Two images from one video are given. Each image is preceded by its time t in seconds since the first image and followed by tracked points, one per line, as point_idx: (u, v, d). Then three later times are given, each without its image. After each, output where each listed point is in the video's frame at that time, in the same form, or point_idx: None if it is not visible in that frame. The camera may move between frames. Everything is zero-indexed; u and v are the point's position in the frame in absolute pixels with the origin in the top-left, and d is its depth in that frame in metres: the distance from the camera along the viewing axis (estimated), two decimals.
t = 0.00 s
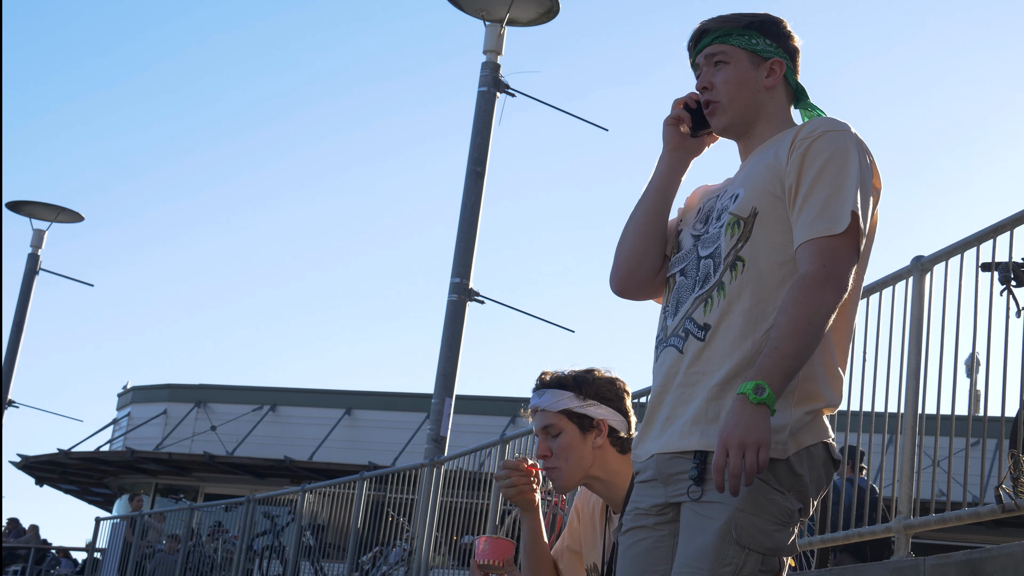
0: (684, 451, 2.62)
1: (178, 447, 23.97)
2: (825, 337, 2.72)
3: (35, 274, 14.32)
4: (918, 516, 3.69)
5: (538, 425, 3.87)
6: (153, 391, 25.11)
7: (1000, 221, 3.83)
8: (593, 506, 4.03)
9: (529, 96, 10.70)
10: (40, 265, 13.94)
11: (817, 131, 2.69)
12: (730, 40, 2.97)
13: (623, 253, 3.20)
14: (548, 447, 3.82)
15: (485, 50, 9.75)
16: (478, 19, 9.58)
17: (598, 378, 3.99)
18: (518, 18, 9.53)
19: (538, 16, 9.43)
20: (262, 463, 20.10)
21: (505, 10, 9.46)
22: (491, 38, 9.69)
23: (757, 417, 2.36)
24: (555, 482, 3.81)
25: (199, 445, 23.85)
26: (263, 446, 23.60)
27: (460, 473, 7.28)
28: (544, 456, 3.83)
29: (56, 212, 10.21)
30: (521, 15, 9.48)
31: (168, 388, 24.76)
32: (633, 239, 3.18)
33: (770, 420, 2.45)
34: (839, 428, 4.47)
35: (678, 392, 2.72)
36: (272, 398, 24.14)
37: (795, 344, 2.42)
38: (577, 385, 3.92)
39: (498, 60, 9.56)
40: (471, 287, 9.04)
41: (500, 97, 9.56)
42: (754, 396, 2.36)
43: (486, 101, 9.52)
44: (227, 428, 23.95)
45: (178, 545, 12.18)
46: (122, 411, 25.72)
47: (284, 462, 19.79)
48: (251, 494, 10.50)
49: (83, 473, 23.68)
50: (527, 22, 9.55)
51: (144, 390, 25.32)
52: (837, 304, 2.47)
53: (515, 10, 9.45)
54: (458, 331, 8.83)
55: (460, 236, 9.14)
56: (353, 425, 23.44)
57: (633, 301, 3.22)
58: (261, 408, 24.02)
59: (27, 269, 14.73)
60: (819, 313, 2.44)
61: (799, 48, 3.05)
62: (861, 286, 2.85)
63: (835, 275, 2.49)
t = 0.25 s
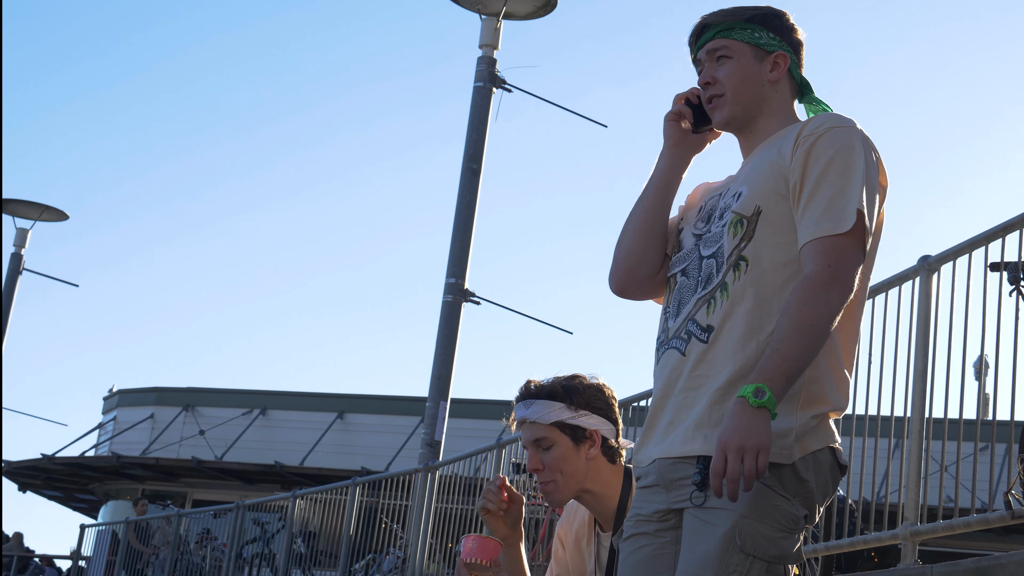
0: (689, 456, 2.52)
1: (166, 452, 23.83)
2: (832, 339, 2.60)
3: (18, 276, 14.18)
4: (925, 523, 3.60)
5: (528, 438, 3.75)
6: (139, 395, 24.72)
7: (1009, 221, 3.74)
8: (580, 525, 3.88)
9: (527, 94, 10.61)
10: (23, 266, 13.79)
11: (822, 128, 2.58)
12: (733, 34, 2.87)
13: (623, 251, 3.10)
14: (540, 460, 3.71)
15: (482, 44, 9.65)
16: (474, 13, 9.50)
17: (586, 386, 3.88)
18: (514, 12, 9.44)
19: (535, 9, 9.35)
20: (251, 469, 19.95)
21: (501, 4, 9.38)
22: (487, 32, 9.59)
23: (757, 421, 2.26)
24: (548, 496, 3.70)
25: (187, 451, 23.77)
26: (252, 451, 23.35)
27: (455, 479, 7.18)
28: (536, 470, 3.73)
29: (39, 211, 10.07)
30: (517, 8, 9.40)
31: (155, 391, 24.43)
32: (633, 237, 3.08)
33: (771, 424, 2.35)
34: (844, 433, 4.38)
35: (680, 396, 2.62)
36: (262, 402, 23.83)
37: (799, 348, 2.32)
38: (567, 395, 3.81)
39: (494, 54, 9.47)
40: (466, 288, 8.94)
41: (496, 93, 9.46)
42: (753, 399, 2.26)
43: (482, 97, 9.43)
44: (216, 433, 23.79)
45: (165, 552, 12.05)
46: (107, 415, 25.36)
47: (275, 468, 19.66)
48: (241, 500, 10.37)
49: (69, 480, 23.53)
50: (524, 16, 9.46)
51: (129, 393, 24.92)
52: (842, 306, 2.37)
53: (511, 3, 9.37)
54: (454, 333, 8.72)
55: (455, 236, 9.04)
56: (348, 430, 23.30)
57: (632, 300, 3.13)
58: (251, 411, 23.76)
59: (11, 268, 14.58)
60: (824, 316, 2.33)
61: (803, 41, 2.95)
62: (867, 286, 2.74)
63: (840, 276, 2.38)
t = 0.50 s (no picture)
0: (690, 461, 2.46)
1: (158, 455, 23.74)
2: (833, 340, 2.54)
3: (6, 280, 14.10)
4: (928, 529, 3.54)
5: (520, 451, 3.71)
6: (128, 399, 23.83)
7: (1011, 222, 3.69)
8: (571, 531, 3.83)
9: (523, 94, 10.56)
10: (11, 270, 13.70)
11: (821, 126, 2.52)
12: (729, 34, 2.81)
13: (622, 254, 3.05)
14: (533, 473, 3.67)
15: (477, 43, 9.59)
16: (469, 11, 9.45)
17: (573, 393, 3.82)
18: (510, 10, 9.38)
19: (531, 7, 9.30)
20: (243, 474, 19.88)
21: (496, 2, 9.33)
22: (482, 31, 9.53)
23: (755, 425, 2.20)
24: (544, 509, 3.66)
25: (178, 456, 22.71)
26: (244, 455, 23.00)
27: (450, 484, 7.12)
28: (530, 484, 3.68)
29: (27, 213, 9.98)
30: (513, 7, 9.35)
31: (146, 394, 23.64)
32: (632, 240, 3.02)
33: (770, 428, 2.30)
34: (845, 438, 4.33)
35: (681, 402, 2.56)
36: (253, 406, 22.98)
37: (800, 350, 2.26)
38: (556, 404, 3.75)
39: (489, 53, 9.41)
40: (461, 290, 8.89)
41: (491, 92, 9.41)
42: (751, 403, 2.21)
43: (477, 96, 9.37)
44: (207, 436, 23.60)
45: (155, 559, 11.99)
46: (95, 422, 24.69)
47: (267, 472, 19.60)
48: (232, 506, 10.29)
49: (60, 485, 23.43)
50: (520, 15, 9.41)
51: (118, 398, 24.08)
52: (844, 308, 2.31)
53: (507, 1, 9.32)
54: (449, 335, 8.67)
55: (450, 238, 8.98)
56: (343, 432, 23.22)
57: (633, 304, 3.07)
58: (243, 416, 22.83)
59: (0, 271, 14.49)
60: (825, 318, 2.28)
61: (801, 38, 2.89)
62: (870, 287, 2.68)
63: (840, 277, 2.32)
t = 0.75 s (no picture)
0: (688, 463, 2.44)
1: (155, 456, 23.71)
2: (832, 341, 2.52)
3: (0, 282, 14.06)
4: (926, 530, 3.52)
5: (514, 460, 3.67)
6: (122, 399, 23.93)
7: (1011, 223, 3.67)
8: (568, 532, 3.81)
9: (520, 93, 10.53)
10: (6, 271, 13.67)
11: (818, 126, 2.50)
12: (726, 33, 2.79)
13: (620, 256, 3.03)
14: (529, 481, 3.63)
15: (473, 43, 9.57)
16: (466, 11, 9.42)
17: (565, 399, 3.80)
18: (507, 9, 9.36)
19: (527, 7, 9.27)
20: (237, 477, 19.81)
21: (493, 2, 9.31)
22: (478, 30, 9.50)
23: (759, 428, 2.18)
24: (541, 517, 3.62)
25: (173, 457, 22.72)
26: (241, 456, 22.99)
27: (446, 486, 7.10)
28: (525, 493, 3.64)
29: (22, 213, 9.96)
30: (510, 6, 9.33)
31: (140, 396, 23.66)
32: (630, 242, 3.01)
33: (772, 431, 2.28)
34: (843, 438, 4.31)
35: (679, 405, 2.54)
36: (250, 408, 22.99)
37: (797, 351, 2.24)
38: (549, 411, 3.71)
39: (486, 53, 9.39)
40: (458, 291, 8.87)
41: (487, 91, 9.38)
42: (753, 407, 2.19)
43: (474, 96, 9.35)
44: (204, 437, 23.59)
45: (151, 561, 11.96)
46: (91, 422, 24.72)
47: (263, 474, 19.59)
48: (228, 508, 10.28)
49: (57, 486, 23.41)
50: (516, 14, 9.38)
51: (114, 398, 24.12)
52: (842, 308, 2.30)
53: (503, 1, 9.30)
54: (445, 335, 8.65)
55: (447, 238, 8.96)
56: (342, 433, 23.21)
57: (631, 306, 3.05)
58: (237, 418, 22.86)
59: None
60: (823, 318, 2.26)
61: (797, 37, 2.87)
62: (868, 287, 2.66)
63: (837, 278, 2.30)
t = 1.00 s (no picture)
0: (684, 464, 2.44)
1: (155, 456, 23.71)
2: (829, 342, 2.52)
3: None
4: (925, 531, 3.51)
5: (506, 466, 3.68)
6: (121, 399, 23.94)
7: (1010, 223, 3.67)
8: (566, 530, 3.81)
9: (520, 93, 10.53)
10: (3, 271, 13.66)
11: (814, 126, 2.50)
12: (724, 33, 2.79)
13: (618, 256, 3.02)
14: (522, 486, 3.64)
15: (472, 42, 9.56)
16: (464, 10, 9.42)
17: (555, 403, 3.80)
18: (505, 9, 9.36)
19: (526, 6, 9.26)
20: (235, 476, 19.80)
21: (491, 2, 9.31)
22: (477, 30, 9.50)
23: (751, 426, 2.18)
24: (536, 522, 3.63)
25: (172, 457, 22.73)
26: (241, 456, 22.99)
27: (445, 486, 7.10)
28: (519, 498, 3.65)
29: (20, 214, 9.96)
30: (508, 6, 9.32)
31: (139, 396, 23.66)
32: (629, 243, 3.00)
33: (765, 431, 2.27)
34: (842, 438, 4.30)
35: (676, 405, 2.54)
36: (249, 407, 22.99)
37: (792, 350, 2.24)
38: (538, 416, 3.71)
39: (485, 53, 9.39)
40: (457, 291, 8.86)
41: (486, 91, 9.38)
42: (746, 406, 2.19)
43: (473, 96, 9.35)
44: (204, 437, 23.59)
45: (149, 561, 11.96)
46: (89, 422, 24.71)
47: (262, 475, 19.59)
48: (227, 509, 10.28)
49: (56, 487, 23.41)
50: (515, 14, 9.38)
51: (113, 398, 24.13)
52: (838, 307, 2.29)
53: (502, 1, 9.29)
54: (444, 335, 8.65)
55: (446, 238, 8.96)
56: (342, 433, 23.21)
57: (629, 307, 3.05)
58: (237, 417, 22.87)
59: None
60: (819, 317, 2.26)
61: (796, 37, 2.87)
62: (866, 288, 2.66)
63: (832, 277, 2.30)
